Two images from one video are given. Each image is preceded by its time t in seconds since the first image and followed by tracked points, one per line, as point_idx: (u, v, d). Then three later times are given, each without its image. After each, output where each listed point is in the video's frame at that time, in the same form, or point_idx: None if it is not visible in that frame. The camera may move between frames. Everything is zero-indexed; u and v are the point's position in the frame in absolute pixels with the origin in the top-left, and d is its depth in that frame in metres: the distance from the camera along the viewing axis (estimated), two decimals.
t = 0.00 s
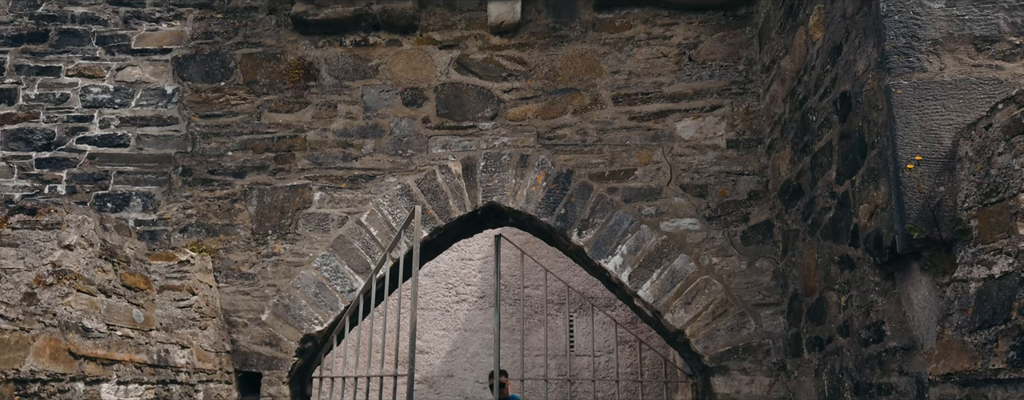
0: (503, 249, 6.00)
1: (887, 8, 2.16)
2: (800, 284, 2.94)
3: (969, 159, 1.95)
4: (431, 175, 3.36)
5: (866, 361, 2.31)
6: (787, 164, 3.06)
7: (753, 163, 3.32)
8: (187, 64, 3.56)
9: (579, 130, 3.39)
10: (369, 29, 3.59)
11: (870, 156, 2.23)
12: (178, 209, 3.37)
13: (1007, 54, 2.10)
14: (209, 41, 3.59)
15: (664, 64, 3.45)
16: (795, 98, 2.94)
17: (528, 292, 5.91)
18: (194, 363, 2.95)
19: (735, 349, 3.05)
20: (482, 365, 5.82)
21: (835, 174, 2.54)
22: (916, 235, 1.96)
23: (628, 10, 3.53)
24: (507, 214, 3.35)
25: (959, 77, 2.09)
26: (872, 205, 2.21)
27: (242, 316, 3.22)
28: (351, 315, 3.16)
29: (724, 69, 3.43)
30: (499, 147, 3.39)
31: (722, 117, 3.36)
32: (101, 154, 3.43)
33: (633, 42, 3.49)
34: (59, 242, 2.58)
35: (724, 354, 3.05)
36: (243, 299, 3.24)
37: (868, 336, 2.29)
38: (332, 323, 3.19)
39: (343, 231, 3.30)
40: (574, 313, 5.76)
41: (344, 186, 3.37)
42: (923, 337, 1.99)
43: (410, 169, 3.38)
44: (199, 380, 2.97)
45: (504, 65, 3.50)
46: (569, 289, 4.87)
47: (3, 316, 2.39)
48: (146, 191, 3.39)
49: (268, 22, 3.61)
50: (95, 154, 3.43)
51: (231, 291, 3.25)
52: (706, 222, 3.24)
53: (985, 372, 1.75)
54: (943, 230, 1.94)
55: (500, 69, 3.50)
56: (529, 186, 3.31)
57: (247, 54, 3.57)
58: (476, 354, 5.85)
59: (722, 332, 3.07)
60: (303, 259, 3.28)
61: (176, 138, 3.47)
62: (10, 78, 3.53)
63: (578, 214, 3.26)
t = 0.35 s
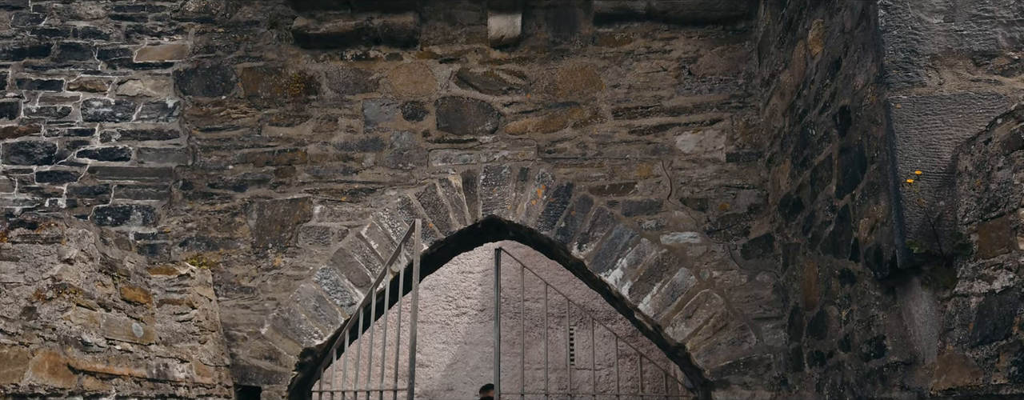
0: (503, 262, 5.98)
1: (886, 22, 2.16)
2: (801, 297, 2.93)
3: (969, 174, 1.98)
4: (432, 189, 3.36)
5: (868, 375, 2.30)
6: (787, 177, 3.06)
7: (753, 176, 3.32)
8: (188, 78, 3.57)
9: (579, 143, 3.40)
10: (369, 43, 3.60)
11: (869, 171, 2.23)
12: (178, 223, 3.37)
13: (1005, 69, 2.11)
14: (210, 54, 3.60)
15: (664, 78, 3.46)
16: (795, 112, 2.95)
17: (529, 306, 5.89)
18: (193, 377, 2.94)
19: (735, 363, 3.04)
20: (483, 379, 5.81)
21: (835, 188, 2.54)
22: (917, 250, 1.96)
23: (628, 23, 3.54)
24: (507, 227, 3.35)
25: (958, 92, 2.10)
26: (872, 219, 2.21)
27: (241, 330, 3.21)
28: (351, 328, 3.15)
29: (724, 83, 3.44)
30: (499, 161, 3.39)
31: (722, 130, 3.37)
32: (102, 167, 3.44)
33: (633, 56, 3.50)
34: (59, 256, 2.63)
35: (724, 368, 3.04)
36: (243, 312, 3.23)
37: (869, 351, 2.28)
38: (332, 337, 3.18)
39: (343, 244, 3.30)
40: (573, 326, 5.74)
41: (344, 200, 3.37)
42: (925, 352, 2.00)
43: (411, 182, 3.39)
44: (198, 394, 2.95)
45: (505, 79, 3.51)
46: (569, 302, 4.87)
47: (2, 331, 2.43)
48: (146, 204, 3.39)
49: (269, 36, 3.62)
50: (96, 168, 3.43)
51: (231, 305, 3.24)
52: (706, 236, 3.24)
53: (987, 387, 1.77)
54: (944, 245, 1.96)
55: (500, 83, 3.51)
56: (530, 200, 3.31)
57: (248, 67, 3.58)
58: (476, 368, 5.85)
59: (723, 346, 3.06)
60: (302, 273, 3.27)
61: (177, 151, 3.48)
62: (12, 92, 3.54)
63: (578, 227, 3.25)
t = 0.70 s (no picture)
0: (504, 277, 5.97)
1: (884, 39, 2.17)
2: (802, 313, 2.93)
3: (968, 190, 1.98)
4: (432, 204, 3.36)
5: (869, 391, 2.29)
6: (786, 193, 3.07)
7: (753, 191, 3.32)
8: (189, 94, 3.58)
9: (579, 159, 3.40)
10: (370, 59, 3.62)
11: (869, 186, 2.24)
12: (178, 238, 3.37)
13: (1003, 85, 2.12)
14: (211, 70, 3.62)
15: (663, 93, 3.47)
16: (794, 127, 2.96)
17: (529, 320, 5.87)
18: (192, 394, 2.92)
19: (737, 379, 3.03)
20: (483, 394, 5.77)
21: (836, 203, 2.54)
22: (917, 266, 1.97)
23: (628, 39, 3.56)
24: (507, 242, 3.35)
25: (956, 109, 2.11)
26: (872, 235, 2.21)
27: (240, 346, 3.19)
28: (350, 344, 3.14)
29: (724, 98, 3.45)
30: (499, 176, 3.40)
31: (722, 146, 3.38)
32: (103, 182, 3.44)
33: (633, 71, 3.52)
34: (59, 272, 2.74)
35: (726, 384, 3.03)
36: (243, 327, 3.22)
37: (870, 367, 2.27)
38: (331, 353, 3.17)
39: (343, 259, 3.30)
40: (574, 341, 5.72)
41: (344, 215, 3.37)
42: (925, 368, 2.02)
43: (411, 197, 3.39)
44: None
45: (505, 94, 3.53)
46: (569, 316, 4.85)
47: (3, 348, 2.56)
48: (147, 219, 3.39)
49: (270, 52, 3.64)
50: (97, 183, 3.44)
51: (230, 320, 3.23)
52: (706, 251, 3.24)
53: None
54: (944, 261, 1.96)
55: (500, 98, 3.52)
56: (530, 215, 3.31)
57: (249, 83, 3.59)
58: (477, 383, 5.81)
59: (724, 362, 3.05)
60: (302, 289, 3.26)
61: (178, 167, 3.48)
62: (14, 108, 3.56)
63: (578, 243, 3.25)
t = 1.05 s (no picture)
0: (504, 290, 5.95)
1: (883, 54, 2.18)
2: (802, 327, 2.93)
3: (968, 205, 1.98)
4: (433, 217, 3.36)
5: None
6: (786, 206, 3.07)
7: (753, 205, 3.32)
8: (190, 108, 3.59)
9: (579, 172, 3.41)
10: (371, 73, 3.64)
11: (869, 201, 2.24)
12: (179, 252, 3.36)
13: (1002, 100, 2.13)
14: (212, 84, 3.63)
15: (663, 107, 3.48)
16: (794, 141, 2.96)
17: (530, 334, 5.85)
18: None
19: (738, 394, 3.02)
20: None
21: (836, 217, 2.54)
22: (919, 281, 1.97)
23: (628, 54, 3.57)
24: (508, 256, 3.35)
25: (955, 123, 2.12)
26: (873, 249, 2.21)
27: (240, 360, 3.18)
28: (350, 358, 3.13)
29: (724, 112, 3.46)
30: (499, 189, 3.40)
31: (722, 159, 3.38)
32: (103, 196, 3.44)
33: (632, 85, 3.53)
34: (59, 286, 2.74)
35: (727, 398, 3.02)
36: (243, 342, 3.21)
37: (872, 382, 2.27)
38: (331, 367, 3.16)
39: (343, 273, 3.29)
40: (574, 355, 5.70)
41: (345, 228, 3.37)
42: (927, 383, 2.02)
43: (411, 211, 3.39)
44: None
45: (505, 108, 3.54)
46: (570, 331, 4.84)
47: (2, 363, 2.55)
48: (147, 233, 3.39)
49: (271, 66, 3.65)
50: (97, 197, 3.44)
51: (230, 334, 3.22)
52: (706, 265, 3.23)
53: None
54: (944, 276, 1.96)
55: (500, 112, 3.53)
56: (530, 228, 3.31)
57: (250, 97, 3.60)
58: (476, 397, 5.79)
59: (725, 376, 3.04)
60: (302, 302, 3.25)
61: (178, 180, 3.48)
62: (16, 122, 3.57)
63: (578, 256, 3.25)
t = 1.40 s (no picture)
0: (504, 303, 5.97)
1: (882, 68, 2.19)
2: (804, 340, 2.92)
3: (969, 218, 1.98)
4: (433, 230, 3.36)
5: None
6: (787, 219, 3.07)
7: (753, 218, 3.32)
8: (191, 121, 3.60)
9: (580, 185, 3.41)
10: (372, 86, 3.65)
11: (870, 214, 2.24)
12: (179, 265, 3.36)
13: (1002, 114, 2.14)
14: (213, 97, 3.64)
15: (663, 120, 3.49)
16: (795, 155, 2.96)
17: (530, 347, 5.84)
18: None
19: None
20: None
21: (836, 231, 2.54)
22: (920, 295, 1.97)
23: (628, 67, 3.58)
24: (508, 269, 3.34)
25: (955, 137, 2.12)
26: (874, 263, 2.21)
27: (239, 373, 3.17)
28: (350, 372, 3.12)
29: (724, 125, 3.46)
30: (499, 202, 3.40)
31: (722, 172, 3.38)
32: (104, 209, 3.44)
33: (632, 98, 3.54)
34: (59, 300, 2.75)
35: None
36: (242, 355, 3.20)
37: (874, 396, 2.26)
38: (331, 380, 3.15)
39: (343, 286, 3.28)
40: (575, 368, 5.69)
41: (345, 241, 3.37)
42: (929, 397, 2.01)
43: (411, 224, 3.39)
44: None
45: (505, 121, 3.54)
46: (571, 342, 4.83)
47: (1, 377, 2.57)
48: (147, 246, 3.39)
49: (272, 79, 3.66)
50: (98, 210, 3.44)
51: (230, 347, 3.21)
52: (707, 278, 3.23)
53: None
54: (946, 290, 1.96)
55: (500, 125, 3.54)
56: (530, 241, 3.31)
57: (251, 110, 3.61)
58: None
59: (726, 390, 3.03)
60: (302, 315, 3.25)
61: (179, 193, 3.48)
62: (17, 135, 3.58)
63: (579, 269, 3.25)
